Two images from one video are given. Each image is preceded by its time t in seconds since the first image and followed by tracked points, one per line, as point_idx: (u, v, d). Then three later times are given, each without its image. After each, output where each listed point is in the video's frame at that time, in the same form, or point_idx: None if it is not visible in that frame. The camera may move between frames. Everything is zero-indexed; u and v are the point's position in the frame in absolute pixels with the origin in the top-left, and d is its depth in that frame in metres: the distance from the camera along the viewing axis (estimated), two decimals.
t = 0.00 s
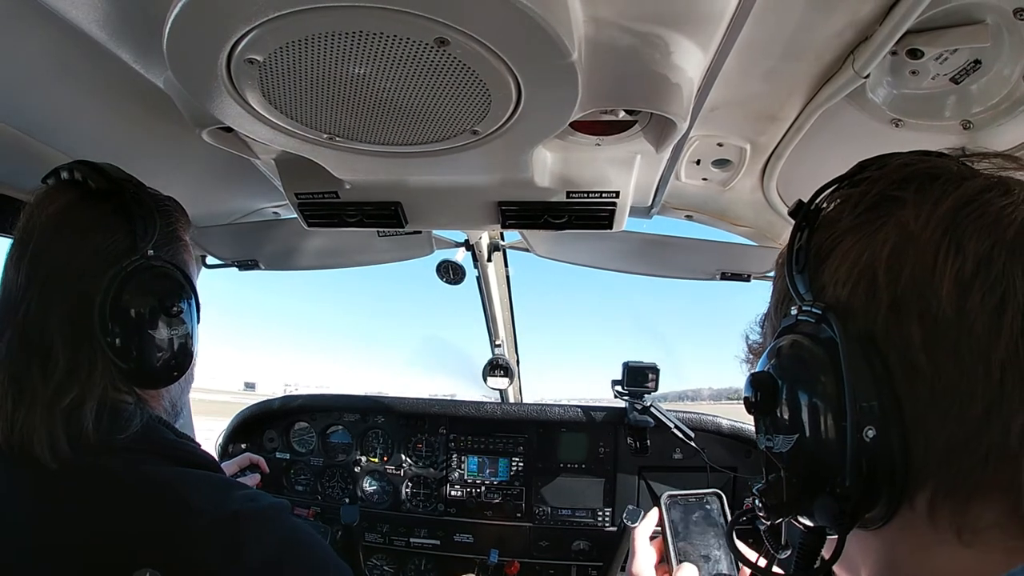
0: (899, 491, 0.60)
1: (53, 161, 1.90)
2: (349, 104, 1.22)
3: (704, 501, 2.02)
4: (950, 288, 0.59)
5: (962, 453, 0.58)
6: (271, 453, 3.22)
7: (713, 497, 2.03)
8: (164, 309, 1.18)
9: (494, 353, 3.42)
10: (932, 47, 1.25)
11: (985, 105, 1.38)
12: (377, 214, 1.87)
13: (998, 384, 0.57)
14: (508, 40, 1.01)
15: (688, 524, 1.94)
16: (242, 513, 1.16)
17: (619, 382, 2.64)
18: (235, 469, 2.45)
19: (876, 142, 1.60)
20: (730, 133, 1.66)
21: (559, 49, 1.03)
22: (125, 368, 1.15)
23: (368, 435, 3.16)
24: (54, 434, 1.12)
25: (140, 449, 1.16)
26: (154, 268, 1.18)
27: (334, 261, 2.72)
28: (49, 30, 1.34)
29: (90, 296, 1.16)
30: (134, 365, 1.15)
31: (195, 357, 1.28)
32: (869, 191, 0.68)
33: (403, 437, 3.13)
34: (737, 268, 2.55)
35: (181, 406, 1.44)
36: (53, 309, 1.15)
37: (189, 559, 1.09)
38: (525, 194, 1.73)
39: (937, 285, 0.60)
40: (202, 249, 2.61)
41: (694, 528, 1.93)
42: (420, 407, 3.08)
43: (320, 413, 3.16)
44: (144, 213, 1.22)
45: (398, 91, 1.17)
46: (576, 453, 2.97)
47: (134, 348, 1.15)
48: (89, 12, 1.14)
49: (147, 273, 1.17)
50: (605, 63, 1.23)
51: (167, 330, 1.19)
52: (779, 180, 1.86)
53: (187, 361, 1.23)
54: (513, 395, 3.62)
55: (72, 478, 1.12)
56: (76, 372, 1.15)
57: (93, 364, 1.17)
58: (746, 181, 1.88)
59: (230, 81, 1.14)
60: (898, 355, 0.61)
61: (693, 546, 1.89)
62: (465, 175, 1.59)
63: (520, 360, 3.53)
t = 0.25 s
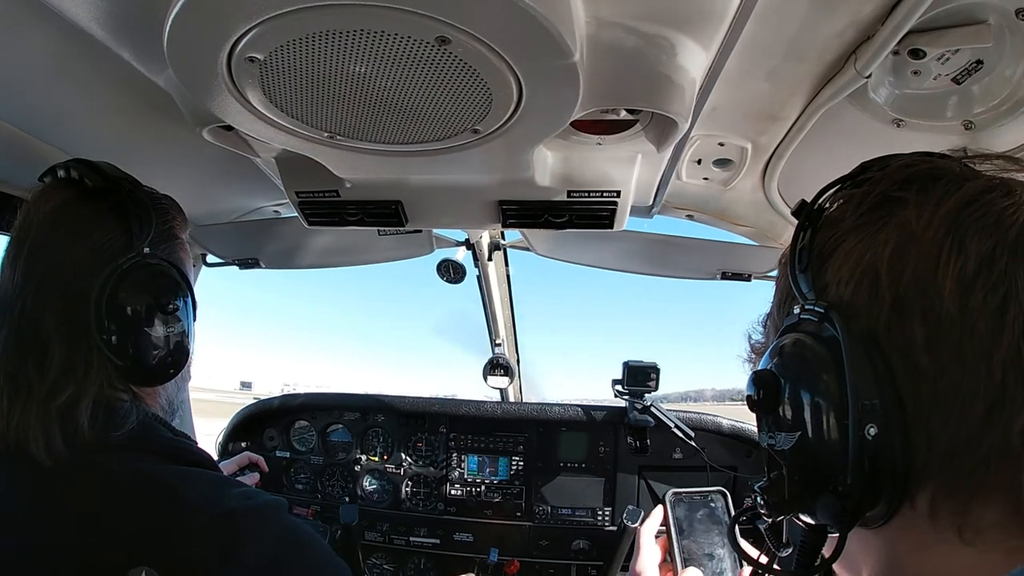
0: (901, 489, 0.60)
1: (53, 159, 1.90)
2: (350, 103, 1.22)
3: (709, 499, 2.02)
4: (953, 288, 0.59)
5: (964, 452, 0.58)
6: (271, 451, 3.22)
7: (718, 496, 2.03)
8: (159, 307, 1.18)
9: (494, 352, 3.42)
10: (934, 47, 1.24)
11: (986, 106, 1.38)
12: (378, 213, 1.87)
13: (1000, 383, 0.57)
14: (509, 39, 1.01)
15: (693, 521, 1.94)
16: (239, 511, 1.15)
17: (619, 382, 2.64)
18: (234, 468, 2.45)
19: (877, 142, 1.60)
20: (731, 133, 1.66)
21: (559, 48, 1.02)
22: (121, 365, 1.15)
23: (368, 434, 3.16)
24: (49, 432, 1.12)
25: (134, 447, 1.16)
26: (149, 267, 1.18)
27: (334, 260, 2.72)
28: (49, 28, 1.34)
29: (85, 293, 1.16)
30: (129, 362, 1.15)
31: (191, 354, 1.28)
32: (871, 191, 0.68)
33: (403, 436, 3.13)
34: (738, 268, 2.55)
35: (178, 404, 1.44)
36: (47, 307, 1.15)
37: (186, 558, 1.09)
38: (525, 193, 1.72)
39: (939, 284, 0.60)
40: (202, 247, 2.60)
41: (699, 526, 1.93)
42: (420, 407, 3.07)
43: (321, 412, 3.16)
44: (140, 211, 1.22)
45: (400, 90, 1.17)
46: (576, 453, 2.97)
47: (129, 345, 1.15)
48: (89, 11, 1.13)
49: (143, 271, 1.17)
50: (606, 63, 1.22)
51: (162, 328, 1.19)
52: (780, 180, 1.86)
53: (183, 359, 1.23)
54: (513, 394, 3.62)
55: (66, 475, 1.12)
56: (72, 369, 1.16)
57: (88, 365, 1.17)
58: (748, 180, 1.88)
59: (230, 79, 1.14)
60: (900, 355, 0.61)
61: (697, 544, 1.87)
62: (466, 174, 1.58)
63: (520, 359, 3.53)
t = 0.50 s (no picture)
0: (908, 484, 0.61)
1: (53, 159, 1.90)
2: (350, 102, 1.22)
3: (709, 499, 2.00)
4: (962, 284, 0.59)
5: (972, 447, 0.58)
6: (271, 451, 3.22)
7: (718, 495, 2.01)
8: (157, 307, 1.18)
9: (494, 351, 3.42)
10: (933, 45, 1.24)
11: (987, 104, 1.38)
12: (378, 212, 1.87)
13: (1008, 380, 0.57)
14: (509, 37, 1.00)
15: (694, 523, 1.95)
16: (238, 514, 1.16)
17: (620, 380, 2.64)
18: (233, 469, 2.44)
19: (878, 140, 1.60)
20: (731, 132, 1.66)
21: (558, 46, 1.02)
22: (119, 366, 1.15)
23: (368, 433, 3.16)
24: (48, 434, 1.12)
25: (132, 449, 1.16)
26: (147, 267, 1.18)
27: (334, 259, 2.72)
28: (48, 28, 1.34)
29: (83, 293, 1.16)
30: (128, 362, 1.15)
31: (190, 354, 1.28)
32: (883, 187, 0.68)
33: (404, 435, 3.13)
34: (738, 266, 2.55)
35: (179, 404, 1.44)
36: (46, 309, 1.15)
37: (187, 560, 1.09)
38: (525, 192, 1.72)
39: (949, 280, 0.60)
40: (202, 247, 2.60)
41: (699, 528, 1.93)
42: (420, 406, 3.07)
43: (321, 412, 3.16)
44: (138, 211, 1.22)
45: (400, 89, 1.17)
46: (576, 451, 2.97)
47: (127, 346, 1.15)
48: (89, 11, 1.13)
49: (142, 272, 1.17)
50: (606, 62, 1.22)
51: (160, 328, 1.19)
52: (781, 178, 1.86)
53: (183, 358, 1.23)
54: (514, 393, 3.62)
55: (63, 476, 1.12)
56: (70, 369, 1.16)
57: (87, 365, 1.17)
58: (748, 179, 1.88)
59: (230, 79, 1.14)
60: (909, 350, 0.61)
61: (696, 546, 1.89)
62: (467, 173, 1.58)
63: (521, 357, 3.53)
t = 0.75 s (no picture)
0: (903, 483, 0.61)
1: (52, 159, 1.90)
2: (349, 102, 1.22)
3: (708, 501, 2.00)
4: (955, 283, 0.59)
5: (967, 446, 0.58)
6: (272, 451, 3.22)
7: (717, 496, 2.01)
8: (156, 309, 1.18)
9: (494, 351, 3.42)
10: (932, 44, 1.24)
11: (986, 102, 1.38)
12: (377, 211, 1.87)
13: (1002, 378, 0.57)
14: (508, 36, 1.00)
15: (693, 523, 1.95)
16: (236, 514, 1.16)
17: (619, 380, 2.64)
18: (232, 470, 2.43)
19: (877, 139, 1.60)
20: (730, 131, 1.66)
21: (558, 44, 1.02)
22: (117, 367, 1.15)
23: (368, 433, 3.16)
24: (48, 433, 1.13)
25: (131, 450, 1.16)
26: (145, 268, 1.18)
27: (333, 260, 2.72)
28: (46, 28, 1.33)
29: (82, 296, 1.16)
30: (127, 363, 1.15)
31: (187, 360, 1.28)
32: (875, 187, 0.69)
33: (404, 434, 3.13)
34: (738, 265, 2.55)
35: (178, 404, 1.44)
36: (47, 312, 1.16)
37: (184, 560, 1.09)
38: (524, 191, 1.72)
39: (942, 280, 0.60)
40: (201, 248, 2.60)
41: (697, 529, 1.94)
42: (420, 406, 3.08)
43: (321, 412, 3.16)
44: (136, 213, 1.21)
45: (399, 89, 1.17)
46: (576, 451, 2.97)
47: (126, 346, 1.15)
48: (87, 12, 1.13)
49: (139, 273, 1.17)
50: (605, 61, 1.22)
51: (159, 329, 1.19)
52: (780, 177, 1.86)
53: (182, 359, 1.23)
54: (513, 392, 3.62)
55: (61, 477, 1.12)
56: (71, 371, 1.16)
57: (86, 366, 1.17)
58: (747, 178, 1.88)
59: (229, 79, 1.14)
60: (902, 350, 0.62)
61: (695, 547, 1.90)
62: (466, 172, 1.58)
63: (520, 357, 3.53)
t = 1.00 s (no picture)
0: (901, 483, 0.61)
1: (51, 159, 1.90)
2: (349, 101, 1.22)
3: (708, 500, 2.00)
4: (953, 283, 0.59)
5: (966, 445, 0.58)
6: (272, 450, 3.23)
7: (717, 497, 2.01)
8: (160, 310, 1.18)
9: (494, 349, 3.42)
10: (931, 43, 1.25)
11: (985, 101, 1.38)
12: (377, 211, 1.87)
13: (1001, 378, 0.57)
14: (507, 35, 1.00)
15: (694, 523, 1.95)
16: (240, 515, 1.15)
17: (619, 378, 2.64)
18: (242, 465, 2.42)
19: (876, 138, 1.60)
20: (729, 130, 1.66)
21: (558, 43, 1.02)
22: (123, 369, 1.15)
23: (368, 432, 3.17)
24: (53, 442, 1.12)
25: (138, 453, 1.16)
26: (147, 270, 1.18)
27: (333, 259, 2.72)
28: (45, 27, 1.33)
29: (86, 298, 1.17)
30: (132, 364, 1.15)
31: (192, 355, 1.28)
32: (874, 187, 0.69)
33: (403, 433, 3.14)
34: (737, 264, 2.55)
35: (182, 404, 1.45)
36: (51, 314, 1.16)
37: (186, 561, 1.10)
38: (524, 191, 1.72)
39: (940, 279, 0.60)
40: (201, 247, 2.60)
41: (698, 529, 1.94)
42: (420, 405, 3.08)
43: (321, 411, 3.17)
44: (138, 214, 1.22)
45: (398, 88, 1.17)
46: (575, 449, 2.97)
47: (132, 347, 1.15)
48: (86, 12, 1.13)
49: (147, 274, 1.18)
50: (605, 60, 1.22)
51: (162, 330, 1.19)
52: (779, 176, 1.86)
53: (185, 359, 1.24)
54: (513, 391, 3.62)
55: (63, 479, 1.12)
56: (77, 373, 1.17)
57: (92, 369, 1.17)
58: (746, 177, 1.88)
59: (228, 78, 1.14)
60: (901, 350, 0.62)
61: (695, 547, 1.90)
62: (465, 172, 1.58)
63: (520, 356, 3.54)
